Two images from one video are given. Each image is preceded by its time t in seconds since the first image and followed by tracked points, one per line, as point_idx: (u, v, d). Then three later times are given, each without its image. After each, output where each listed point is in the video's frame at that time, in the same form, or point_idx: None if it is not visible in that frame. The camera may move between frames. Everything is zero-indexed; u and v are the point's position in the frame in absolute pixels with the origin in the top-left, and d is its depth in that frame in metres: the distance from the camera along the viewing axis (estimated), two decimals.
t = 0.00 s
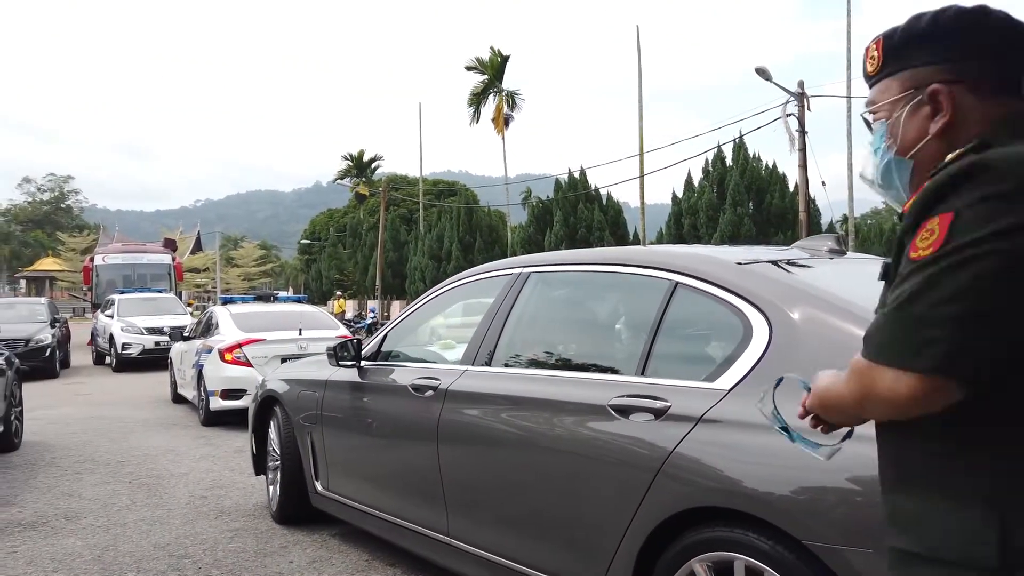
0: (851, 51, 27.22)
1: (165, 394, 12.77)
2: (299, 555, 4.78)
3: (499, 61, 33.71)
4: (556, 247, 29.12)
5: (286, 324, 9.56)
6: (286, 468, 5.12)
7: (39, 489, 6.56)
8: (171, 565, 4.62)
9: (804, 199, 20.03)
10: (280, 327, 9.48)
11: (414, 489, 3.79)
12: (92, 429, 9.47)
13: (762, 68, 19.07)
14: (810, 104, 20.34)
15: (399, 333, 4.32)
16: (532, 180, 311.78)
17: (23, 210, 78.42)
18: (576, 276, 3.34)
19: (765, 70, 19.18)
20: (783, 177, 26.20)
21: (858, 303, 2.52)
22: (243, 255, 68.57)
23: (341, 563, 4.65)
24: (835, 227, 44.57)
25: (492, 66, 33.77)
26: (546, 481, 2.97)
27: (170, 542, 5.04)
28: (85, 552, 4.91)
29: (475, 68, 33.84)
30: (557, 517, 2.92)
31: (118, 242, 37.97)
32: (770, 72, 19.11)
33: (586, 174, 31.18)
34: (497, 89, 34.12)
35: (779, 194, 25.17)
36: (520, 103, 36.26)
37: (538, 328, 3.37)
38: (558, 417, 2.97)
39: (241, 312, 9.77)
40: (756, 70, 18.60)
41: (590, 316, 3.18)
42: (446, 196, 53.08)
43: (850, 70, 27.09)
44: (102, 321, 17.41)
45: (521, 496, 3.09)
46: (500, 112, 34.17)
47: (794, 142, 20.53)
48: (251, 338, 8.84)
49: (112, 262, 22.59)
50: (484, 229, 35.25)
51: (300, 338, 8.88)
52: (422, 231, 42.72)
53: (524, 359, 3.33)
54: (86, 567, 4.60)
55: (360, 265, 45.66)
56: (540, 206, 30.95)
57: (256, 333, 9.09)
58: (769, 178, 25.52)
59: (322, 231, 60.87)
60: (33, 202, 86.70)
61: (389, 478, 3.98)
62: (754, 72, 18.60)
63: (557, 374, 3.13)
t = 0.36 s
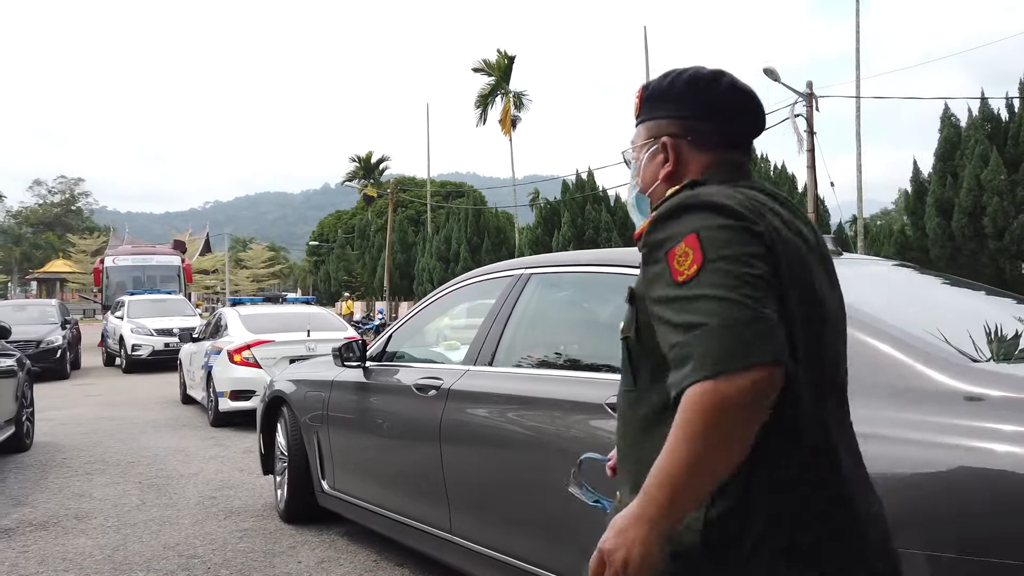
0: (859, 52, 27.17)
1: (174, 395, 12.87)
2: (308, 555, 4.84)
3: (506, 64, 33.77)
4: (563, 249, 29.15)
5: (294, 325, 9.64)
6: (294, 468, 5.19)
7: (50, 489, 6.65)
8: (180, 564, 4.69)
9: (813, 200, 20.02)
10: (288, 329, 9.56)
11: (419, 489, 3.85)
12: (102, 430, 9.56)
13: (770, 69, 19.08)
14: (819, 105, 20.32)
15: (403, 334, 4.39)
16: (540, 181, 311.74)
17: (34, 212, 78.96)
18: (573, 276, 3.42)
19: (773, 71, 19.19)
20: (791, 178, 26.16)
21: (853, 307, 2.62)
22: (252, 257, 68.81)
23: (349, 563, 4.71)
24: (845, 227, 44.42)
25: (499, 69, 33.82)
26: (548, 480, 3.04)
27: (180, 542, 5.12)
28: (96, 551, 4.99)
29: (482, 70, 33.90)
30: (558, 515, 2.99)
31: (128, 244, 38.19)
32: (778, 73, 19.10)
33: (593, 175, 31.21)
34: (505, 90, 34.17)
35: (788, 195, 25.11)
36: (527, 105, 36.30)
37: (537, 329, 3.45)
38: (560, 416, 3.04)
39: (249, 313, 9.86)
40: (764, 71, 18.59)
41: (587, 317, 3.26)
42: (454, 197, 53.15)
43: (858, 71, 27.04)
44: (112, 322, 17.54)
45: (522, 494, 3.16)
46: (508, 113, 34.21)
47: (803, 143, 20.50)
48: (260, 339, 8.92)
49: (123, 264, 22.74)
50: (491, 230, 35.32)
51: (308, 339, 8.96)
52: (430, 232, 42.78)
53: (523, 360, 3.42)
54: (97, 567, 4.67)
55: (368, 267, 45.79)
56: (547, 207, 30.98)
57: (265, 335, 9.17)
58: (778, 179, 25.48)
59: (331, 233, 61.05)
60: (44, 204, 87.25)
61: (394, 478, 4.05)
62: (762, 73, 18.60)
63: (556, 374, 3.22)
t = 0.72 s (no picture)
0: (867, 50, 27.09)
1: (182, 395, 12.93)
2: (315, 554, 4.89)
3: (511, 64, 33.80)
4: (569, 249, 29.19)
5: (301, 326, 9.70)
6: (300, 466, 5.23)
7: (60, 488, 6.73)
8: (188, 563, 4.74)
9: (820, 199, 20.00)
10: (296, 329, 9.62)
11: (423, 487, 3.90)
12: (111, 430, 9.63)
13: (777, 68, 19.06)
14: (826, 105, 20.31)
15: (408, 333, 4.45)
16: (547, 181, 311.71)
17: (43, 213, 79.51)
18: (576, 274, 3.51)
19: (780, 70, 19.16)
20: (799, 177, 26.12)
21: (852, 304, 2.67)
22: (260, 258, 69.03)
23: (356, 562, 4.75)
24: (854, 225, 44.32)
25: (505, 69, 33.87)
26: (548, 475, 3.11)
27: (188, 541, 5.17)
28: (105, 550, 5.04)
29: (488, 70, 33.94)
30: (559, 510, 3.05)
31: (135, 245, 38.35)
32: (784, 72, 19.09)
33: (600, 175, 31.20)
34: (510, 90, 34.18)
35: (795, 194, 25.09)
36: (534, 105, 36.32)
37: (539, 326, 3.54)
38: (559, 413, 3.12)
39: (257, 313, 9.92)
40: (771, 70, 18.58)
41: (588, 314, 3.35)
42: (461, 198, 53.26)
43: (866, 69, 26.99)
44: (121, 323, 17.64)
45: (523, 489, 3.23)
46: (514, 113, 34.23)
47: (810, 142, 20.48)
48: (267, 339, 8.99)
49: (131, 264, 22.86)
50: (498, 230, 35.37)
51: (315, 340, 9.02)
52: (436, 233, 42.83)
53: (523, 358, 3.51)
54: (106, 565, 4.74)
55: (375, 267, 45.90)
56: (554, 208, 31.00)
57: (272, 335, 9.23)
58: (785, 178, 25.45)
59: (338, 233, 61.21)
60: (53, 205, 87.69)
61: (398, 475, 4.10)
62: (769, 72, 18.59)
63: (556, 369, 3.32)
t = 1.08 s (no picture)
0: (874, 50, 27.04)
1: (190, 395, 13.00)
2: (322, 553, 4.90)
3: (517, 63, 33.88)
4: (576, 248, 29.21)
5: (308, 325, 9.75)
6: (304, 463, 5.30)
7: (69, 487, 6.77)
8: (196, 562, 4.78)
9: (828, 198, 19.96)
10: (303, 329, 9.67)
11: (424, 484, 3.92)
12: (119, 429, 9.68)
13: (784, 67, 19.06)
14: (833, 104, 20.27)
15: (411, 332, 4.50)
16: (554, 180, 311.73)
17: (52, 213, 79.93)
18: (574, 273, 3.58)
19: (787, 69, 19.16)
20: (806, 176, 26.07)
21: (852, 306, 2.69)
22: (267, 258, 69.23)
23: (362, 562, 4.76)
24: (861, 224, 44.27)
25: (511, 68, 33.92)
26: (543, 471, 3.14)
27: (196, 540, 5.21)
28: (113, 549, 5.09)
29: (494, 70, 34.01)
30: (555, 506, 3.08)
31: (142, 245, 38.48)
32: (792, 71, 19.07)
33: (606, 175, 31.19)
34: (517, 90, 34.21)
35: (803, 194, 25.06)
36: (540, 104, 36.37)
37: (538, 325, 3.60)
38: (553, 410, 3.17)
39: (264, 313, 9.97)
40: (779, 69, 18.57)
41: (585, 312, 3.41)
42: (467, 198, 53.34)
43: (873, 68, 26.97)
44: (129, 323, 17.72)
45: (522, 487, 3.26)
46: (520, 113, 34.28)
47: (817, 142, 20.44)
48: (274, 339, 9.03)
49: (139, 264, 22.96)
50: (504, 230, 35.45)
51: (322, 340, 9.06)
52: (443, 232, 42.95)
53: (521, 355, 3.57)
54: (115, 564, 4.77)
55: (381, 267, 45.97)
56: (561, 207, 31.01)
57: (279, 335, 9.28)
58: (793, 178, 25.42)
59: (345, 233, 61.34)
60: (62, 206, 88.13)
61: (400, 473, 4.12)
62: (776, 71, 18.58)
63: (553, 366, 3.37)
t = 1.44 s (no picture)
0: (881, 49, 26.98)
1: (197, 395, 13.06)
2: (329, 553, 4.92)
3: (523, 63, 33.91)
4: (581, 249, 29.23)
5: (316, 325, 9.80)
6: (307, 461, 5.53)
7: (77, 487, 6.83)
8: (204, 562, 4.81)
9: (834, 198, 19.92)
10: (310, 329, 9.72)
11: (422, 479, 3.98)
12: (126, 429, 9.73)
13: (790, 67, 19.04)
14: (840, 103, 20.23)
15: (411, 330, 4.56)
16: (560, 181, 311.68)
17: (60, 215, 80.34)
18: (566, 273, 3.64)
19: (793, 69, 19.14)
20: (813, 176, 26.03)
21: (846, 310, 2.71)
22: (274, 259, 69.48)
23: (369, 562, 4.76)
24: (869, 224, 44.22)
25: (517, 68, 33.97)
26: (537, 465, 3.21)
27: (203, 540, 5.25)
28: (120, 548, 5.14)
29: (500, 70, 34.08)
30: (547, 498, 3.15)
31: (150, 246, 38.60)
32: (798, 70, 19.06)
33: (612, 175, 31.20)
34: (522, 90, 34.25)
35: (809, 194, 25.02)
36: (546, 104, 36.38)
37: (530, 322, 3.67)
38: (549, 405, 3.21)
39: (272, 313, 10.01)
40: (785, 69, 18.55)
41: (576, 310, 3.48)
42: (473, 198, 53.40)
43: (880, 67, 26.92)
44: (136, 323, 17.80)
45: (517, 481, 3.32)
46: (526, 113, 34.33)
47: (824, 141, 20.40)
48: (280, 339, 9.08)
49: (146, 265, 23.06)
50: (510, 231, 35.47)
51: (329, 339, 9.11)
52: (449, 233, 42.98)
53: (515, 352, 3.62)
54: (122, 563, 4.82)
55: (387, 268, 46.06)
56: (567, 208, 31.04)
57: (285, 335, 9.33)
58: (799, 178, 25.37)
59: (351, 234, 61.47)
60: (70, 208, 88.49)
61: (399, 469, 4.18)
62: (783, 71, 18.56)
63: (544, 363, 3.43)
